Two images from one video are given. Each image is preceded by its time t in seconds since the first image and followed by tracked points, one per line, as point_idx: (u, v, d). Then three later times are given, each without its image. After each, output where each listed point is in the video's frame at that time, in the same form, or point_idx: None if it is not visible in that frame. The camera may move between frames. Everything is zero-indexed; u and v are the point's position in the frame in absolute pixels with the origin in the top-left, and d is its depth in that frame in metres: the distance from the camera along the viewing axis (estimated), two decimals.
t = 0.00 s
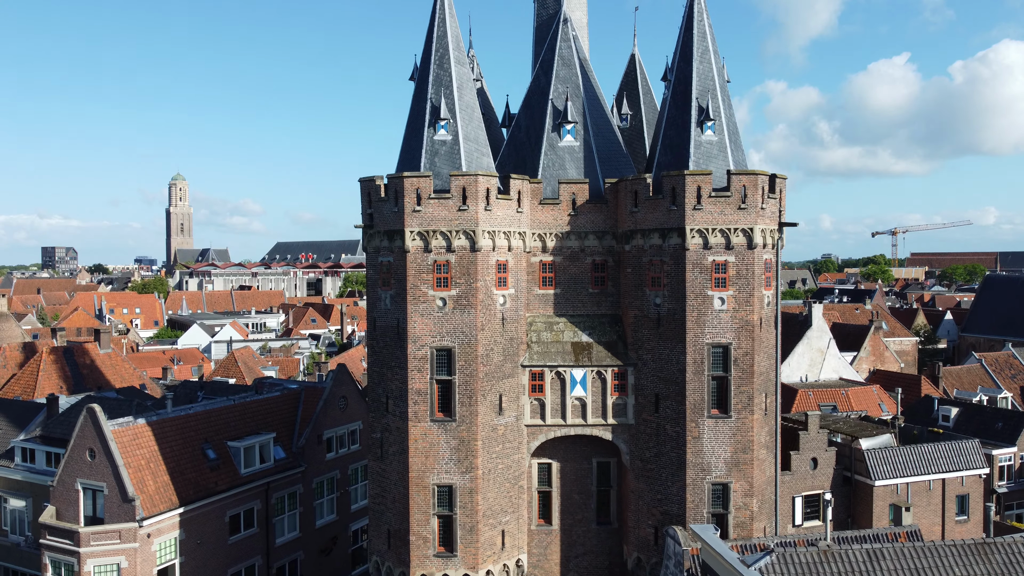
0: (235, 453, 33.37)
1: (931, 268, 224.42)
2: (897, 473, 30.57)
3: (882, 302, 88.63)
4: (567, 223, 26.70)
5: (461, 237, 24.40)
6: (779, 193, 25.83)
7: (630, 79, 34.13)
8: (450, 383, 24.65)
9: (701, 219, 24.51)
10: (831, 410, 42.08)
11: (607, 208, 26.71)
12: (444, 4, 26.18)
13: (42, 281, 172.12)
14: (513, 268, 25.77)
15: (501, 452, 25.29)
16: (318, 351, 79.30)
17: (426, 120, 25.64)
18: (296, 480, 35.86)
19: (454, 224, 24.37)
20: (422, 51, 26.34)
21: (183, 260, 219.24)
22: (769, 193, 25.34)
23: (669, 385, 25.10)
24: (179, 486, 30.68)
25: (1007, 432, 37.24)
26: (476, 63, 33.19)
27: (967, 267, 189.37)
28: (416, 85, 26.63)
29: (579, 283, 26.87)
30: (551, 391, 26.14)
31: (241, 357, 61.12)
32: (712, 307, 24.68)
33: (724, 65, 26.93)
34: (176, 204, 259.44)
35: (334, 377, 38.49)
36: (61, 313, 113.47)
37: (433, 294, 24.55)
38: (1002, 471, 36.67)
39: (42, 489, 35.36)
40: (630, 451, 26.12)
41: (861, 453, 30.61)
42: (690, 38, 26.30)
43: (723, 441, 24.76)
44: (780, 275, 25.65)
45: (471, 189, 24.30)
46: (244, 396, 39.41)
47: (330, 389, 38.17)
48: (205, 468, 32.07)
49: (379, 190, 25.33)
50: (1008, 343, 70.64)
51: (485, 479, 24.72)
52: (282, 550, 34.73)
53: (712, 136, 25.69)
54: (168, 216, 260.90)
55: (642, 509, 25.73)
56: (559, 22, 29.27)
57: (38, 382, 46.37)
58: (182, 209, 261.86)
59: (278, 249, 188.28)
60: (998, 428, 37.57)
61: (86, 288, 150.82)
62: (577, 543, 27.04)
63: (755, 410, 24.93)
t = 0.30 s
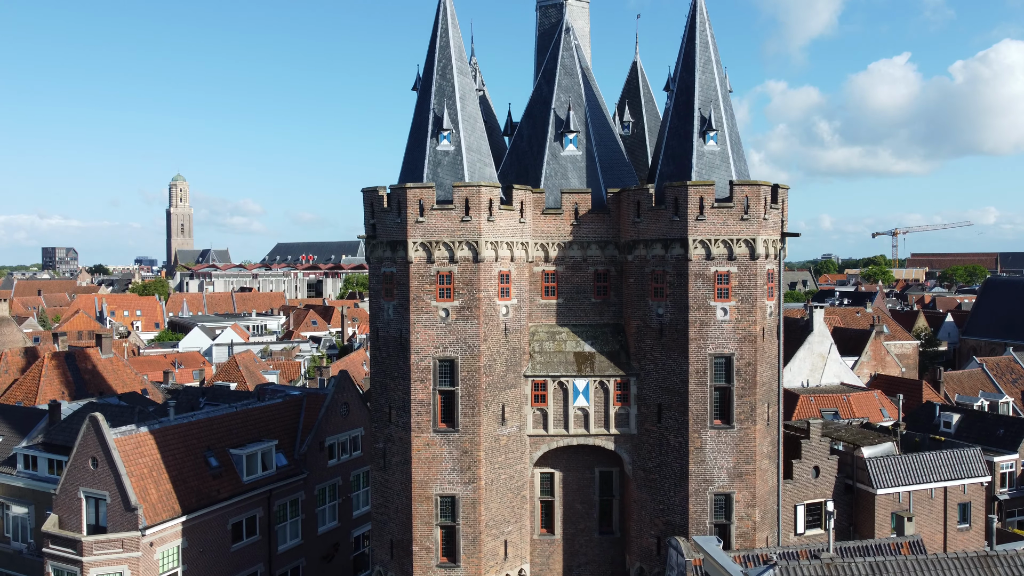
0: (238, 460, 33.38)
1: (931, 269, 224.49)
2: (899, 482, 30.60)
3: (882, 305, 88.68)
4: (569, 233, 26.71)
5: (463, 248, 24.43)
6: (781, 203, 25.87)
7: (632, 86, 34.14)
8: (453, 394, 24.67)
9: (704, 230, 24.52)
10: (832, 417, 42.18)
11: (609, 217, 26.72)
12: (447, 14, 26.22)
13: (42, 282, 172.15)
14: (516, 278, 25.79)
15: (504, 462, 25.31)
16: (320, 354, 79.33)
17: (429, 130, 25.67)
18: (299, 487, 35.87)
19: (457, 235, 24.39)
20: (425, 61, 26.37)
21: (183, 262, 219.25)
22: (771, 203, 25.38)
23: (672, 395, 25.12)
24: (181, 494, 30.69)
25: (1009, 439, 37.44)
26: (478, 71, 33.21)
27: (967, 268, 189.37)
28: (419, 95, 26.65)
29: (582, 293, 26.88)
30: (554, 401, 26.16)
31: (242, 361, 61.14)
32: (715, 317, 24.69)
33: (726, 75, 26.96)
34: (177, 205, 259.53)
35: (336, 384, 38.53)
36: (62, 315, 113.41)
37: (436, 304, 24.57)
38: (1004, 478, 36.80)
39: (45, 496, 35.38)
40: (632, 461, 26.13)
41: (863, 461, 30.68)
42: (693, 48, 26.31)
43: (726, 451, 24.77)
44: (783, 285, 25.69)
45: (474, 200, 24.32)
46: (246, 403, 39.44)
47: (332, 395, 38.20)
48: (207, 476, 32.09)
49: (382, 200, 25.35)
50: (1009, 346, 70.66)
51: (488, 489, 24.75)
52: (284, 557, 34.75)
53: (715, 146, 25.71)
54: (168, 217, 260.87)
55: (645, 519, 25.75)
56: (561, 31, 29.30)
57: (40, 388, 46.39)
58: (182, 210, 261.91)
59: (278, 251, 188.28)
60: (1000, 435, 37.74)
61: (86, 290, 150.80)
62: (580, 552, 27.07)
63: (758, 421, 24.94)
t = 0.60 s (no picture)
0: (240, 468, 33.40)
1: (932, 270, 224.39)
2: (901, 490, 30.62)
3: (882, 308, 88.68)
4: (572, 243, 26.72)
5: (466, 259, 24.45)
6: (783, 214, 25.90)
7: (634, 95, 34.16)
8: (455, 405, 24.68)
9: (706, 241, 24.54)
10: (834, 423, 42.23)
11: (612, 228, 26.73)
12: (450, 25, 26.28)
13: (42, 284, 172.13)
14: (518, 288, 25.80)
15: (507, 472, 25.33)
16: (321, 358, 79.32)
17: (432, 141, 25.69)
18: (300, 495, 35.87)
19: (460, 246, 24.41)
20: (427, 71, 26.40)
21: (183, 264, 219.31)
22: (773, 214, 25.40)
23: (674, 406, 25.13)
24: (183, 503, 30.67)
25: (1010, 446, 37.21)
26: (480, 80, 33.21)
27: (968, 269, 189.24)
28: (421, 106, 26.67)
29: (584, 303, 26.89)
30: (556, 411, 26.16)
31: (244, 365, 61.10)
32: (717, 328, 24.70)
33: (728, 85, 26.99)
34: (177, 206, 259.68)
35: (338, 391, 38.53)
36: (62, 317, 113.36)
37: (439, 315, 24.59)
38: (1006, 485, 36.57)
39: (47, 504, 35.38)
40: (635, 472, 26.14)
41: (865, 470, 30.69)
42: (695, 59, 26.33)
43: (728, 462, 24.79)
44: (785, 296, 25.71)
45: (477, 212, 24.34)
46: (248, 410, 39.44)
47: (334, 403, 38.22)
48: (209, 484, 32.10)
49: (385, 212, 25.39)
50: (1009, 350, 70.61)
51: (490, 500, 24.76)
52: (286, 565, 34.75)
53: (717, 157, 25.74)
54: (168, 218, 260.93)
55: (647, 530, 25.76)
56: (564, 41, 29.32)
57: (42, 394, 46.41)
58: (182, 211, 262.03)
59: (279, 252, 188.27)
60: (1002, 442, 37.61)
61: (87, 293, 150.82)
62: (582, 562, 27.08)
63: (760, 432, 24.94)
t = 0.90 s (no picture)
0: (242, 476, 33.40)
1: (932, 271, 224.34)
2: (903, 499, 30.64)
3: (883, 311, 88.71)
4: (574, 253, 26.73)
5: (468, 269, 24.45)
6: (786, 224, 25.93)
7: (636, 102, 34.17)
8: (458, 416, 24.69)
9: (709, 252, 24.56)
10: (835, 429, 42.27)
11: (614, 237, 26.76)
12: (452, 34, 26.30)
13: (42, 285, 171.96)
14: (521, 298, 25.80)
15: (509, 483, 25.33)
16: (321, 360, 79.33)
17: (434, 151, 25.69)
18: (302, 502, 35.87)
19: (462, 256, 24.40)
20: (430, 81, 26.43)
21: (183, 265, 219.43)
22: (776, 225, 25.43)
23: (676, 416, 25.15)
24: (185, 511, 30.67)
25: (1011, 453, 37.40)
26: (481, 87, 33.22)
27: (968, 270, 189.01)
28: (424, 116, 26.69)
29: (586, 312, 26.91)
30: (558, 421, 26.16)
31: (245, 370, 61.00)
32: (720, 339, 24.72)
33: (730, 95, 27.01)
34: (177, 207, 259.96)
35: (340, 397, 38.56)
36: (63, 319, 113.35)
37: (441, 326, 24.59)
38: (1006, 492, 36.76)
39: (48, 511, 35.38)
40: (637, 482, 26.14)
41: (867, 478, 30.69)
42: (697, 68, 26.34)
43: (731, 472, 24.80)
44: (787, 306, 25.74)
45: (479, 222, 24.36)
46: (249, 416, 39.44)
47: (336, 409, 38.23)
48: (212, 492, 32.10)
49: (387, 222, 25.43)
50: (1010, 354, 70.59)
51: (492, 511, 24.75)
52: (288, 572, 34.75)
53: (719, 167, 25.76)
54: (168, 219, 260.94)
55: (650, 539, 25.78)
56: (566, 49, 29.34)
57: (43, 399, 46.40)
58: (183, 212, 262.16)
59: (279, 254, 188.25)
60: (1002, 449, 37.74)
61: (87, 294, 151.19)
62: (584, 571, 27.09)
63: (763, 442, 24.95)
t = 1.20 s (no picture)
0: (244, 483, 33.38)
1: (932, 272, 224.21)
2: (906, 507, 30.66)
3: (883, 313, 88.69)
4: (577, 262, 26.73)
5: (472, 279, 24.43)
6: (789, 234, 25.91)
7: (638, 109, 34.18)
8: (461, 426, 24.68)
9: (712, 261, 24.55)
10: (837, 434, 42.33)
11: (617, 247, 26.77)
12: (456, 43, 26.27)
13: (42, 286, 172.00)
14: (524, 308, 25.78)
15: (512, 492, 25.31)
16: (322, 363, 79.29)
17: (437, 161, 25.68)
18: (304, 509, 35.83)
19: (465, 266, 24.39)
20: (433, 90, 26.42)
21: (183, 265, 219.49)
22: (779, 234, 25.43)
23: (680, 426, 25.14)
24: (188, 519, 30.64)
25: (1014, 460, 37.12)
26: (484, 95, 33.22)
27: (968, 271, 188.88)
28: (427, 125, 26.68)
29: (589, 321, 26.91)
30: (562, 431, 26.15)
31: (245, 373, 60.82)
32: (723, 349, 24.71)
33: (734, 104, 26.98)
34: (177, 207, 260.22)
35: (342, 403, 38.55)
36: (64, 321, 113.33)
37: (444, 336, 24.57)
38: (1009, 498, 36.28)
39: (51, 518, 35.36)
40: (640, 491, 26.14)
41: (870, 486, 30.68)
42: (700, 78, 26.33)
43: (734, 482, 24.78)
44: (791, 316, 25.72)
45: (483, 232, 24.35)
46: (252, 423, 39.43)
47: (338, 415, 38.22)
48: (214, 499, 32.08)
49: (391, 231, 25.41)
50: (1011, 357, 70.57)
51: (496, 521, 24.73)
52: None
53: (723, 176, 25.73)
54: (168, 219, 260.91)
55: (653, 549, 25.78)
56: (569, 57, 29.33)
57: (45, 405, 46.39)
58: (183, 212, 262.19)
59: (279, 254, 188.26)
60: (1005, 456, 37.49)
61: (87, 296, 151.22)
62: None
63: (766, 452, 24.95)
